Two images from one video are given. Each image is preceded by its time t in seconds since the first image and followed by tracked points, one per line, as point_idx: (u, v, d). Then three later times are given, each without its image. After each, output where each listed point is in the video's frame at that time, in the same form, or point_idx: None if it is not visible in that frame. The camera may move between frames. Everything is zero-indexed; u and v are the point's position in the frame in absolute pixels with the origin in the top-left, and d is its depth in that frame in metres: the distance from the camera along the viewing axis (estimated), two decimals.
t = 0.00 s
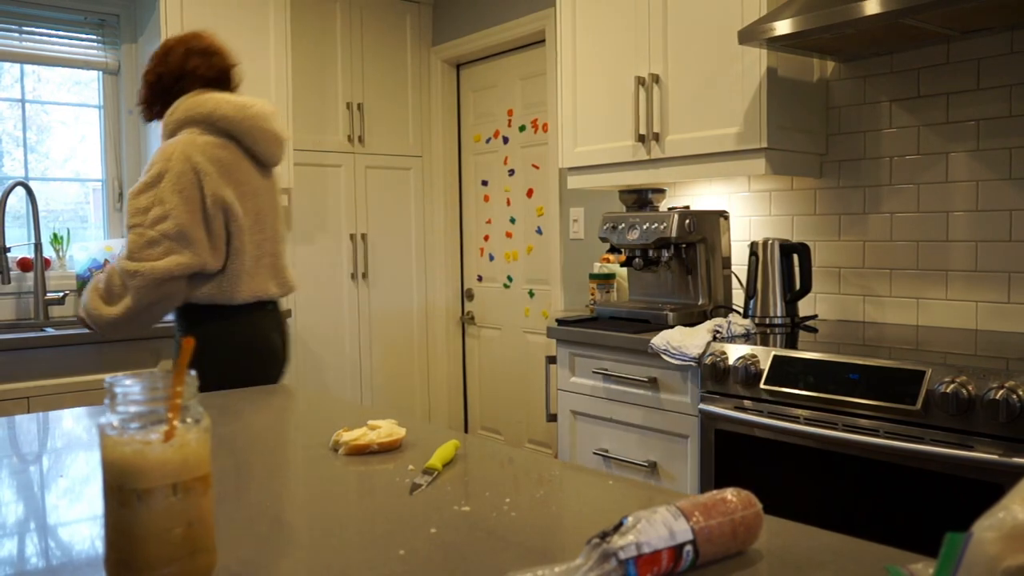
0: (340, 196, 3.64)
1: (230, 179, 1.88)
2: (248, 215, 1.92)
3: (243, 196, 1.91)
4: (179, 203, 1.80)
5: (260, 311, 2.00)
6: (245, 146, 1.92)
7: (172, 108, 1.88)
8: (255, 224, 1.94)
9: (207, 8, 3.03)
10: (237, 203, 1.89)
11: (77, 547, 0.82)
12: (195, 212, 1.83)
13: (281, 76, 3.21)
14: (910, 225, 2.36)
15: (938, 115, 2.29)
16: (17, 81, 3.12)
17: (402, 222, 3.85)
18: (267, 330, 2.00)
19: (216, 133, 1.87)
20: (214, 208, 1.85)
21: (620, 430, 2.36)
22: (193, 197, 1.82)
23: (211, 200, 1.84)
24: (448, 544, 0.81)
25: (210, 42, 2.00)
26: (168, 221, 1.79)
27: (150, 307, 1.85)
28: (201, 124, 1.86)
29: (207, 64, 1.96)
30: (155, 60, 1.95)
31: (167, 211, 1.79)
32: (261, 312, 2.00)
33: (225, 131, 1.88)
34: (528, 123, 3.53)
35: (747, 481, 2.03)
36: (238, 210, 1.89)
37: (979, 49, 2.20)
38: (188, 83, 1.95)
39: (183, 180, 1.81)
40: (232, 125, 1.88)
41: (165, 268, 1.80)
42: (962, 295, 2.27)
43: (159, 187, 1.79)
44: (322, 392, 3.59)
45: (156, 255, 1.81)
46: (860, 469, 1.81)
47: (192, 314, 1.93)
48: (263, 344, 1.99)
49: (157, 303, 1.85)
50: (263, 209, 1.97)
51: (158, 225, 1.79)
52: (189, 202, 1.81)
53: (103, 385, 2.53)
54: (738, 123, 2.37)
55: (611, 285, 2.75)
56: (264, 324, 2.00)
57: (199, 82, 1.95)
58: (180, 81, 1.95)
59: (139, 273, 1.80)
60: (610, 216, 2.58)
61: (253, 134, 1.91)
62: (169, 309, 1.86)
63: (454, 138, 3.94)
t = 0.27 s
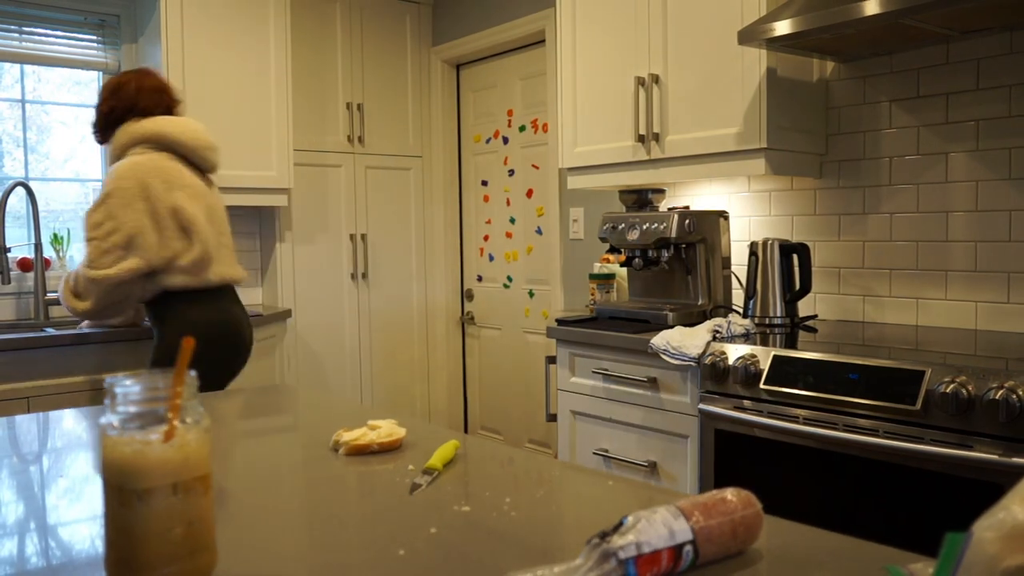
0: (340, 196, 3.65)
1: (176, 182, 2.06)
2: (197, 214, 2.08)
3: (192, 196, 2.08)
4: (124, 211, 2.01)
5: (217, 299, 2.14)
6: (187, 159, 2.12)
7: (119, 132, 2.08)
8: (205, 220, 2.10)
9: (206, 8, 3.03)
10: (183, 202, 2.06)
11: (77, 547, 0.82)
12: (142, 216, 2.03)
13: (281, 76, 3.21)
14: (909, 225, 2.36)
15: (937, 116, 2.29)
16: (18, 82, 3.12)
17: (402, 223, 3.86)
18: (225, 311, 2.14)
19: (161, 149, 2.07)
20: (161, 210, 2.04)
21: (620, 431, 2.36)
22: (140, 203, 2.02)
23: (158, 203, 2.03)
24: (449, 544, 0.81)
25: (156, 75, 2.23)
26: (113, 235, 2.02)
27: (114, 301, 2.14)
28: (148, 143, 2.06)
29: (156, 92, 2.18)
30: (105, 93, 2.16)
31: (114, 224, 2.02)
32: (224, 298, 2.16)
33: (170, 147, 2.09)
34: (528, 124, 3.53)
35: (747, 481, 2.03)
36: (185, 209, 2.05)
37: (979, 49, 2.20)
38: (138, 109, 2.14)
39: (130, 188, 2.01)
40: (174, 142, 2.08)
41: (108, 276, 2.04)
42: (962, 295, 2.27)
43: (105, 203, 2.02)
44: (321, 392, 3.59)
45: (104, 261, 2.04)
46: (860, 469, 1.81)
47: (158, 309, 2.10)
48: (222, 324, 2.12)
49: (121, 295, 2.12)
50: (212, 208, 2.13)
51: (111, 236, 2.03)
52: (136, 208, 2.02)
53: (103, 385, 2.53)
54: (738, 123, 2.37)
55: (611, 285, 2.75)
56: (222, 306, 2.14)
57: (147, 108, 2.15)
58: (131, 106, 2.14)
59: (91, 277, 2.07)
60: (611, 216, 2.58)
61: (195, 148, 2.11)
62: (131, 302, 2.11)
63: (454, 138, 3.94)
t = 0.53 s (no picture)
0: (340, 196, 3.65)
1: (135, 172, 2.21)
2: (159, 198, 2.22)
3: (155, 182, 2.23)
4: (87, 202, 2.18)
5: (189, 269, 2.22)
6: (149, 152, 2.27)
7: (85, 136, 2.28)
8: (168, 202, 2.23)
9: (206, 8, 3.03)
10: (144, 188, 2.21)
11: (77, 547, 0.82)
12: (106, 205, 2.19)
13: (281, 76, 3.21)
14: (909, 225, 2.36)
15: (937, 116, 2.29)
16: (18, 82, 3.12)
17: (402, 222, 3.86)
18: (194, 282, 2.22)
19: (120, 146, 2.25)
20: (123, 197, 2.20)
21: (621, 431, 2.36)
22: (103, 192, 2.19)
23: (119, 190, 2.19)
24: (449, 544, 0.81)
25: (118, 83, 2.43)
26: (76, 230, 2.19)
27: (76, 296, 2.29)
28: (110, 143, 2.25)
29: (117, 96, 2.38)
30: (69, 101, 2.38)
31: (80, 217, 2.19)
32: (195, 273, 2.24)
33: (131, 146, 2.26)
34: (528, 124, 3.53)
35: (747, 481, 2.03)
36: (145, 194, 2.20)
37: (979, 48, 2.20)
38: (100, 111, 2.35)
39: (92, 180, 2.19)
40: (130, 138, 2.25)
41: (72, 271, 2.20)
42: (962, 295, 2.27)
43: (70, 198, 2.20)
44: (321, 392, 3.59)
45: (70, 259, 2.21)
46: (860, 469, 1.81)
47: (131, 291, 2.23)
48: (188, 295, 2.19)
49: (83, 291, 2.28)
50: (176, 192, 2.26)
51: (76, 231, 2.20)
52: (99, 197, 2.19)
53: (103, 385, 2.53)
54: (738, 123, 2.37)
55: (611, 285, 2.75)
56: (191, 277, 2.22)
57: (109, 110, 2.36)
58: (92, 109, 2.35)
59: (55, 272, 2.22)
60: (610, 216, 2.58)
61: (152, 141, 2.26)
62: (91, 299, 2.28)
63: (454, 138, 3.94)
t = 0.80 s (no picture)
0: (340, 196, 3.65)
1: (131, 171, 2.21)
2: (153, 196, 2.22)
3: (148, 181, 2.23)
4: (83, 202, 2.19)
5: (183, 263, 2.23)
6: (144, 154, 2.27)
7: (81, 139, 2.29)
8: (162, 201, 2.23)
9: (207, 9, 3.03)
10: (137, 187, 2.21)
11: (77, 547, 0.82)
12: (101, 205, 2.19)
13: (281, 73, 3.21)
14: (909, 225, 2.36)
15: (937, 116, 2.29)
16: (18, 82, 3.12)
17: (402, 222, 3.85)
18: (189, 276, 2.21)
19: (115, 148, 2.25)
20: (118, 197, 2.20)
21: (620, 431, 2.36)
22: (98, 193, 2.19)
23: (114, 190, 2.19)
24: (449, 544, 0.81)
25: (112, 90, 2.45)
26: (74, 229, 2.20)
27: (67, 293, 2.28)
28: (104, 144, 2.25)
29: (114, 102, 2.40)
30: (64, 107, 2.37)
31: (75, 216, 2.19)
32: (189, 267, 2.24)
33: (125, 146, 2.26)
34: (528, 124, 3.53)
35: (747, 481, 2.03)
36: (139, 194, 2.21)
37: (979, 49, 2.20)
38: (100, 117, 2.36)
39: (87, 182, 2.19)
40: (126, 140, 2.25)
41: (66, 266, 2.21)
42: (962, 295, 2.27)
43: (65, 199, 2.20)
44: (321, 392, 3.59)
45: (65, 255, 2.22)
46: (860, 469, 1.81)
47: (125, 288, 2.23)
48: (185, 289, 2.18)
49: (75, 288, 2.27)
50: (169, 191, 2.27)
51: (71, 230, 2.20)
52: (94, 197, 2.19)
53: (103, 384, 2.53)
54: (738, 123, 2.37)
55: (611, 285, 2.75)
56: (186, 271, 2.22)
57: (108, 116, 2.38)
58: (92, 114, 2.36)
59: (48, 268, 2.22)
60: (610, 216, 2.58)
61: (147, 142, 2.27)
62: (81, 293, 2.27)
63: (454, 137, 3.94)
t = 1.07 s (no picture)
0: (340, 195, 3.65)
1: (132, 172, 2.22)
2: (153, 196, 2.22)
3: (148, 182, 2.23)
4: (84, 203, 2.19)
5: (184, 264, 2.23)
6: (145, 155, 2.27)
7: (82, 141, 2.29)
8: (162, 201, 2.24)
9: (208, 9, 3.03)
10: (138, 188, 2.21)
11: (77, 547, 0.82)
12: (101, 206, 2.19)
13: (281, 73, 3.21)
14: (910, 225, 2.36)
15: (937, 116, 2.29)
16: (18, 82, 3.12)
17: (402, 222, 3.85)
18: (189, 277, 2.21)
19: (116, 150, 2.25)
20: (118, 197, 2.20)
21: (620, 431, 2.36)
22: (99, 193, 2.19)
23: (115, 191, 2.19)
24: (449, 544, 0.81)
25: (113, 94, 2.45)
26: (75, 230, 2.20)
27: (67, 295, 2.27)
28: (105, 145, 2.25)
29: (116, 105, 2.41)
30: (65, 110, 2.37)
31: (76, 216, 2.19)
32: (189, 267, 2.24)
33: (126, 147, 2.26)
34: (528, 124, 3.53)
35: (747, 481, 2.03)
36: (140, 194, 2.21)
37: (979, 49, 2.20)
38: (101, 119, 2.36)
39: (88, 182, 2.19)
40: (126, 141, 2.25)
41: (67, 267, 2.21)
42: (962, 295, 2.27)
43: (66, 199, 2.20)
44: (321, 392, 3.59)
45: (67, 256, 2.22)
46: (861, 469, 1.81)
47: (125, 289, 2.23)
48: (184, 289, 2.18)
49: (75, 290, 2.27)
50: (169, 191, 2.27)
51: (71, 230, 2.20)
52: (95, 198, 2.19)
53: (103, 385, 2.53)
54: (738, 123, 2.37)
55: (611, 285, 2.75)
56: (185, 271, 2.22)
57: (110, 118, 2.38)
58: (94, 116, 2.36)
59: (50, 269, 2.22)
60: (610, 216, 2.57)
61: (148, 144, 2.27)
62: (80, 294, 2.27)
63: (454, 137, 3.94)
